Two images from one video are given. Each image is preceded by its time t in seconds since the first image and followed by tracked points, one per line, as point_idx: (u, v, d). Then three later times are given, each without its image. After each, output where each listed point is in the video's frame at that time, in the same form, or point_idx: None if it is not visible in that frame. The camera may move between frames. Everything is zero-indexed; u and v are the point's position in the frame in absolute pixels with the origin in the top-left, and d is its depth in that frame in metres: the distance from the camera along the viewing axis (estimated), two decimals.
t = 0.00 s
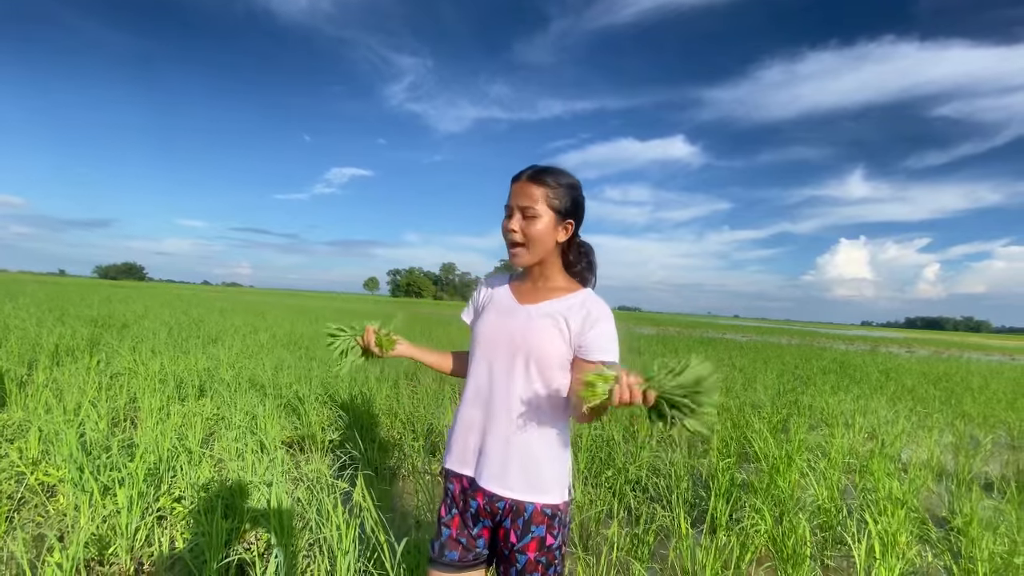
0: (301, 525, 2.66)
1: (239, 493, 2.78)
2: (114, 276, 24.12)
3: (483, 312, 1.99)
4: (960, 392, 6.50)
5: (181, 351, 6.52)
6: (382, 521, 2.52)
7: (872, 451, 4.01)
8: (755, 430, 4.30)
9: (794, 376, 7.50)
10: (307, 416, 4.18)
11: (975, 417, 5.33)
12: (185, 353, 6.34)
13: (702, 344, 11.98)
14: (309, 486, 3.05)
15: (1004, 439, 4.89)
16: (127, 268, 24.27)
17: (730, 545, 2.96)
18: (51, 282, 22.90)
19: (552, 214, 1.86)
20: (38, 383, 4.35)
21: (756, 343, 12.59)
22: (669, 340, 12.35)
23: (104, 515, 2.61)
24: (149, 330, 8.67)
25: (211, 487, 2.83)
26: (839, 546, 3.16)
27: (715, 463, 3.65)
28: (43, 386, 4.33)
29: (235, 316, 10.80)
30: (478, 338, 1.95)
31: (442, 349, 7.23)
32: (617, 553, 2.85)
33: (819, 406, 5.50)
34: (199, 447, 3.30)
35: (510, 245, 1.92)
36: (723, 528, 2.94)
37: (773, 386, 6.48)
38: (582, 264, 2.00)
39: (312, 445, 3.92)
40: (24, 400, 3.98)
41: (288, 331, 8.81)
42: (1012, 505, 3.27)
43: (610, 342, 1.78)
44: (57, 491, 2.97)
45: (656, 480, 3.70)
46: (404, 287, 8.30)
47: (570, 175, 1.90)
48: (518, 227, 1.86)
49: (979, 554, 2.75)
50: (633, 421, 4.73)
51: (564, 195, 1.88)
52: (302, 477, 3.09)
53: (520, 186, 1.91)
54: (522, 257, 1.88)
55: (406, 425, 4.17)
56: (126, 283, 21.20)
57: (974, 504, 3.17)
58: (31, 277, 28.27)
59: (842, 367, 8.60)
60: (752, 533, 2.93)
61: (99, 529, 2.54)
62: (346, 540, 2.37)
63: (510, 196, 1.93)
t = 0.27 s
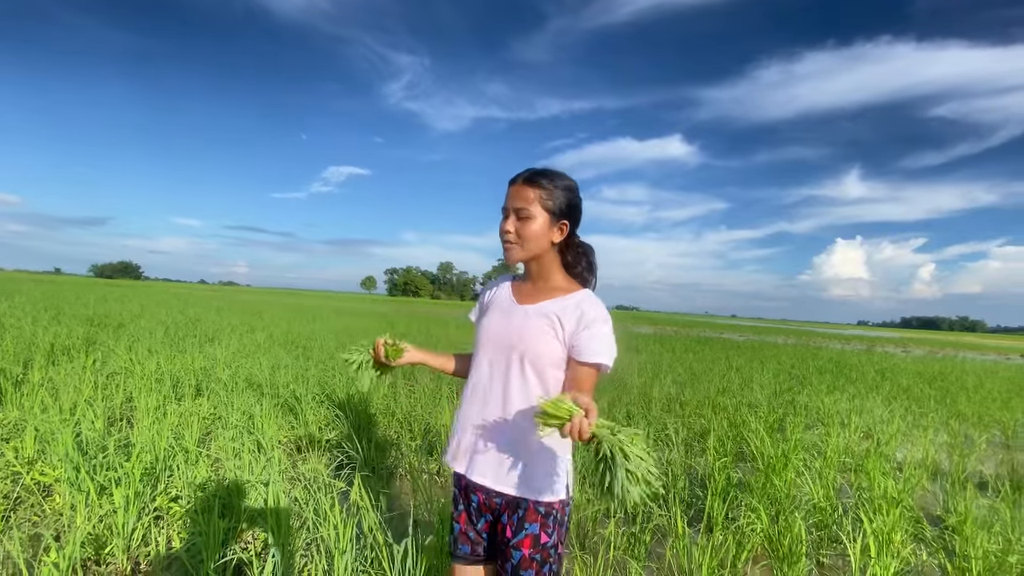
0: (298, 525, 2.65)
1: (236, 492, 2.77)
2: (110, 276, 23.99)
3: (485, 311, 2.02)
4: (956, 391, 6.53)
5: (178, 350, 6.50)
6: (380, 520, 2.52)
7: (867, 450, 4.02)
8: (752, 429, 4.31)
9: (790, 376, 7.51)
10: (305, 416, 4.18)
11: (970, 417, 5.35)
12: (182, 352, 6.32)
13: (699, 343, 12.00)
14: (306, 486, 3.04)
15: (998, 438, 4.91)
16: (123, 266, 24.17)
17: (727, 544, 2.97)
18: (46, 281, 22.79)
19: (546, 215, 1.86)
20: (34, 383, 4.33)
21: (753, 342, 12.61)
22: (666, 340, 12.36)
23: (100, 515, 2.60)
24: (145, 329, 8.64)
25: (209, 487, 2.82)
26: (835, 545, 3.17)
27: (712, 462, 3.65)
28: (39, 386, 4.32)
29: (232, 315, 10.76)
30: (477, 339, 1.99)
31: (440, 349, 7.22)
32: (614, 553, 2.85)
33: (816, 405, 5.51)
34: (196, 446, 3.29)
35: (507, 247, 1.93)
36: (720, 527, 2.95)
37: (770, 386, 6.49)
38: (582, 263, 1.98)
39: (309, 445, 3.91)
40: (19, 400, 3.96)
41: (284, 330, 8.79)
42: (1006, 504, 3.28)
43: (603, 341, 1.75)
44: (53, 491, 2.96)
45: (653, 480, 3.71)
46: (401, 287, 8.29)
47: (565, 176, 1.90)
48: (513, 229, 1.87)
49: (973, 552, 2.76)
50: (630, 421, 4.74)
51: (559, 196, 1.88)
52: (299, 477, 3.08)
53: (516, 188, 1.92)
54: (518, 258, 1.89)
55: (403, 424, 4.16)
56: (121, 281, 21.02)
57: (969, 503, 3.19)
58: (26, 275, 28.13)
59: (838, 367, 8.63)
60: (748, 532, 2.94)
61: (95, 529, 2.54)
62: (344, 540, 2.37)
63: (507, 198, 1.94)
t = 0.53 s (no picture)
0: (294, 524, 2.65)
1: (232, 491, 2.76)
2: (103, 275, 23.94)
3: (489, 306, 2.05)
4: (948, 389, 6.58)
5: (172, 349, 6.47)
6: (378, 518, 2.52)
7: (861, 448, 4.05)
8: (747, 427, 4.33)
9: (785, 374, 7.54)
10: (300, 415, 4.17)
11: (963, 414, 5.39)
12: (176, 351, 6.28)
13: (694, 342, 12.03)
14: (302, 484, 3.04)
15: (990, 436, 4.94)
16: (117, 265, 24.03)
17: (722, 541, 2.98)
18: (39, 280, 22.61)
19: (539, 210, 1.86)
20: (27, 382, 4.30)
21: (747, 341, 12.65)
22: (661, 339, 12.38)
23: (95, 515, 2.58)
24: (139, 329, 8.59)
25: (204, 486, 2.81)
26: (829, 541, 3.19)
27: (707, 460, 3.66)
28: (32, 386, 4.29)
29: (226, 315, 10.71)
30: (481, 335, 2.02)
31: (436, 347, 7.22)
32: (610, 549, 2.87)
33: (810, 403, 5.54)
34: (191, 445, 3.28)
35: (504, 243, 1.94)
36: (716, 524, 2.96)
37: (765, 384, 6.53)
38: (580, 258, 1.96)
39: (304, 444, 3.90)
40: (11, 399, 3.93)
41: (280, 329, 8.76)
42: (998, 501, 3.31)
43: (599, 332, 1.72)
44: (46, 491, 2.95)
45: (649, 477, 3.72)
46: (396, 285, 8.28)
47: (562, 173, 1.90)
48: (507, 224, 1.89)
49: (965, 548, 2.78)
50: (626, 419, 4.74)
51: (553, 191, 1.87)
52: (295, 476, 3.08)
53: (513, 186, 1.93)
54: (513, 253, 1.90)
55: (400, 423, 4.16)
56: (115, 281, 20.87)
57: (961, 500, 3.21)
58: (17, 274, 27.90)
59: (832, 365, 8.68)
60: (744, 529, 2.96)
61: (90, 529, 2.53)
62: (341, 538, 2.36)
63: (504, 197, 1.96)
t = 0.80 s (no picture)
0: (288, 524, 2.64)
1: (225, 492, 2.74)
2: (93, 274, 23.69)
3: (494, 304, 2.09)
4: (938, 387, 6.65)
5: (164, 349, 6.43)
6: (373, 518, 2.52)
7: (852, 445, 4.08)
8: (740, 425, 4.36)
9: (777, 373, 7.60)
10: (294, 415, 4.15)
11: (952, 412, 5.45)
12: (168, 351, 6.24)
13: (687, 341, 12.08)
14: (295, 485, 3.02)
15: (979, 432, 4.99)
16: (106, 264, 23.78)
17: (715, 539, 3.00)
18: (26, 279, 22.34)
19: (530, 211, 1.86)
20: (16, 383, 4.26)
21: (740, 339, 12.74)
22: (654, 337, 12.45)
23: (86, 516, 2.57)
24: (130, 328, 8.51)
25: (197, 486, 2.79)
26: (821, 538, 3.22)
27: (700, 458, 3.69)
28: (21, 386, 4.24)
29: (218, 314, 10.64)
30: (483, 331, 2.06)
31: (430, 346, 7.20)
32: (604, 547, 2.88)
33: (802, 401, 5.58)
34: (183, 446, 3.26)
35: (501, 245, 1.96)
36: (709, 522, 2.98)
37: (757, 382, 6.57)
38: (578, 256, 1.94)
39: (298, 443, 3.89)
40: None
41: (272, 328, 8.72)
42: (987, 498, 3.35)
43: (579, 324, 1.69)
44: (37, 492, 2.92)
45: (643, 475, 3.74)
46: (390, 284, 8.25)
47: (555, 174, 1.89)
48: (500, 227, 1.91)
49: (954, 543, 2.81)
50: (619, 417, 4.76)
51: (543, 192, 1.86)
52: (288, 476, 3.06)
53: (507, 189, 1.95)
54: (508, 254, 1.91)
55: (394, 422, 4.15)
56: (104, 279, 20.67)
57: (951, 496, 3.24)
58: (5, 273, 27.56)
59: (824, 363, 8.74)
60: (737, 526, 2.98)
61: (81, 530, 2.50)
62: (336, 538, 2.36)
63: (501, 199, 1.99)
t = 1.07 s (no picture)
0: (278, 525, 2.63)
1: (214, 492, 2.72)
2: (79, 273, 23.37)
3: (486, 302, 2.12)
4: (924, 384, 6.72)
5: (152, 349, 6.36)
6: (364, 518, 2.50)
7: (841, 442, 4.12)
8: (730, 423, 4.39)
9: (767, 370, 7.65)
10: (284, 415, 4.13)
11: (938, 409, 5.51)
12: (156, 351, 6.17)
13: (678, 339, 12.14)
14: (286, 485, 3.00)
15: (965, 429, 5.05)
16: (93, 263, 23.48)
17: (706, 535, 3.02)
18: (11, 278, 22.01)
19: (520, 211, 1.86)
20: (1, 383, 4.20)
21: (730, 338, 12.82)
22: (645, 336, 12.49)
23: (73, 518, 2.54)
24: (117, 328, 8.41)
25: (186, 487, 2.77)
26: (810, 534, 3.25)
27: (691, 456, 3.71)
28: (6, 387, 4.18)
29: (207, 314, 10.54)
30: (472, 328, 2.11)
31: (421, 345, 7.19)
32: (595, 545, 2.89)
33: (791, 399, 5.63)
34: (172, 446, 3.23)
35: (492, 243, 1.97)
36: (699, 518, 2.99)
37: (747, 380, 6.61)
38: (568, 254, 1.95)
39: (288, 443, 3.86)
40: None
41: (262, 328, 8.66)
42: (972, 494, 3.39)
43: (543, 312, 1.70)
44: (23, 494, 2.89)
45: (634, 473, 3.75)
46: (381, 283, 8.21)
47: (545, 175, 1.88)
48: (491, 226, 1.91)
49: (941, 538, 2.84)
50: (611, 416, 4.78)
51: (532, 192, 1.86)
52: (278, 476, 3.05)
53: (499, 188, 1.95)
54: (499, 253, 1.92)
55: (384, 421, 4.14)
56: (92, 278, 20.41)
57: (938, 492, 3.28)
58: None
59: (813, 361, 8.82)
60: (727, 523, 3.00)
61: (68, 532, 2.48)
62: (327, 538, 2.35)
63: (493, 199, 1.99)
